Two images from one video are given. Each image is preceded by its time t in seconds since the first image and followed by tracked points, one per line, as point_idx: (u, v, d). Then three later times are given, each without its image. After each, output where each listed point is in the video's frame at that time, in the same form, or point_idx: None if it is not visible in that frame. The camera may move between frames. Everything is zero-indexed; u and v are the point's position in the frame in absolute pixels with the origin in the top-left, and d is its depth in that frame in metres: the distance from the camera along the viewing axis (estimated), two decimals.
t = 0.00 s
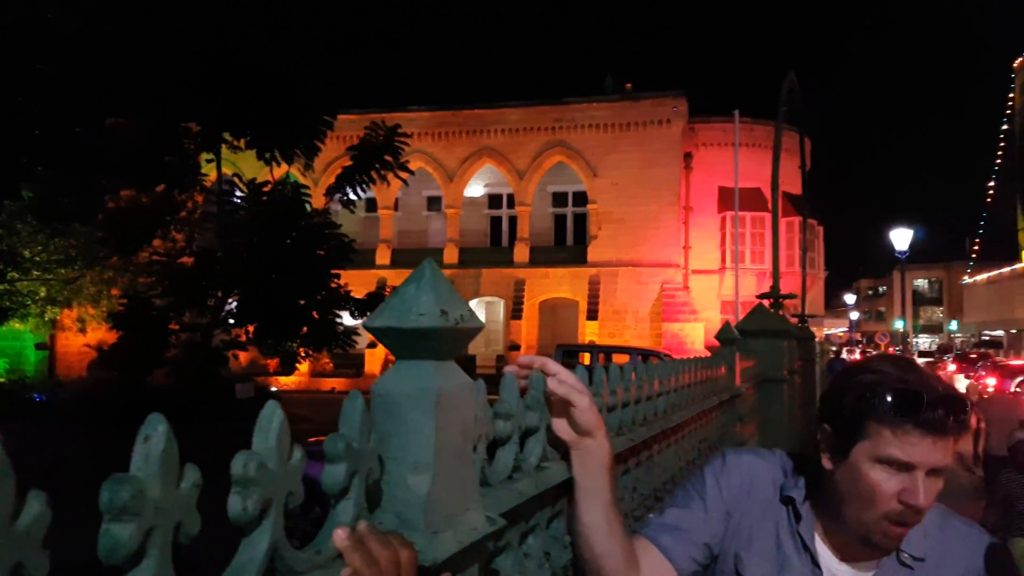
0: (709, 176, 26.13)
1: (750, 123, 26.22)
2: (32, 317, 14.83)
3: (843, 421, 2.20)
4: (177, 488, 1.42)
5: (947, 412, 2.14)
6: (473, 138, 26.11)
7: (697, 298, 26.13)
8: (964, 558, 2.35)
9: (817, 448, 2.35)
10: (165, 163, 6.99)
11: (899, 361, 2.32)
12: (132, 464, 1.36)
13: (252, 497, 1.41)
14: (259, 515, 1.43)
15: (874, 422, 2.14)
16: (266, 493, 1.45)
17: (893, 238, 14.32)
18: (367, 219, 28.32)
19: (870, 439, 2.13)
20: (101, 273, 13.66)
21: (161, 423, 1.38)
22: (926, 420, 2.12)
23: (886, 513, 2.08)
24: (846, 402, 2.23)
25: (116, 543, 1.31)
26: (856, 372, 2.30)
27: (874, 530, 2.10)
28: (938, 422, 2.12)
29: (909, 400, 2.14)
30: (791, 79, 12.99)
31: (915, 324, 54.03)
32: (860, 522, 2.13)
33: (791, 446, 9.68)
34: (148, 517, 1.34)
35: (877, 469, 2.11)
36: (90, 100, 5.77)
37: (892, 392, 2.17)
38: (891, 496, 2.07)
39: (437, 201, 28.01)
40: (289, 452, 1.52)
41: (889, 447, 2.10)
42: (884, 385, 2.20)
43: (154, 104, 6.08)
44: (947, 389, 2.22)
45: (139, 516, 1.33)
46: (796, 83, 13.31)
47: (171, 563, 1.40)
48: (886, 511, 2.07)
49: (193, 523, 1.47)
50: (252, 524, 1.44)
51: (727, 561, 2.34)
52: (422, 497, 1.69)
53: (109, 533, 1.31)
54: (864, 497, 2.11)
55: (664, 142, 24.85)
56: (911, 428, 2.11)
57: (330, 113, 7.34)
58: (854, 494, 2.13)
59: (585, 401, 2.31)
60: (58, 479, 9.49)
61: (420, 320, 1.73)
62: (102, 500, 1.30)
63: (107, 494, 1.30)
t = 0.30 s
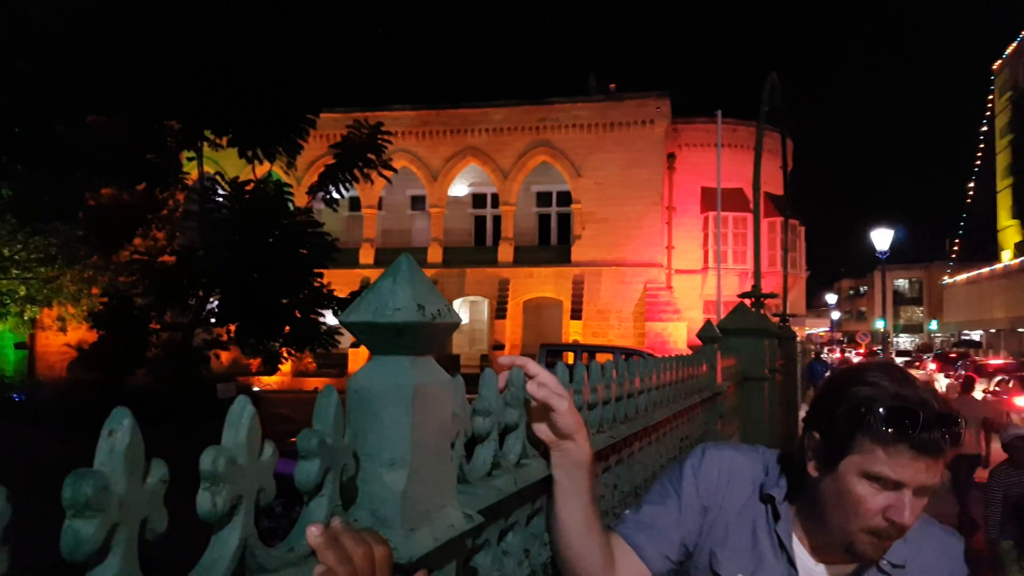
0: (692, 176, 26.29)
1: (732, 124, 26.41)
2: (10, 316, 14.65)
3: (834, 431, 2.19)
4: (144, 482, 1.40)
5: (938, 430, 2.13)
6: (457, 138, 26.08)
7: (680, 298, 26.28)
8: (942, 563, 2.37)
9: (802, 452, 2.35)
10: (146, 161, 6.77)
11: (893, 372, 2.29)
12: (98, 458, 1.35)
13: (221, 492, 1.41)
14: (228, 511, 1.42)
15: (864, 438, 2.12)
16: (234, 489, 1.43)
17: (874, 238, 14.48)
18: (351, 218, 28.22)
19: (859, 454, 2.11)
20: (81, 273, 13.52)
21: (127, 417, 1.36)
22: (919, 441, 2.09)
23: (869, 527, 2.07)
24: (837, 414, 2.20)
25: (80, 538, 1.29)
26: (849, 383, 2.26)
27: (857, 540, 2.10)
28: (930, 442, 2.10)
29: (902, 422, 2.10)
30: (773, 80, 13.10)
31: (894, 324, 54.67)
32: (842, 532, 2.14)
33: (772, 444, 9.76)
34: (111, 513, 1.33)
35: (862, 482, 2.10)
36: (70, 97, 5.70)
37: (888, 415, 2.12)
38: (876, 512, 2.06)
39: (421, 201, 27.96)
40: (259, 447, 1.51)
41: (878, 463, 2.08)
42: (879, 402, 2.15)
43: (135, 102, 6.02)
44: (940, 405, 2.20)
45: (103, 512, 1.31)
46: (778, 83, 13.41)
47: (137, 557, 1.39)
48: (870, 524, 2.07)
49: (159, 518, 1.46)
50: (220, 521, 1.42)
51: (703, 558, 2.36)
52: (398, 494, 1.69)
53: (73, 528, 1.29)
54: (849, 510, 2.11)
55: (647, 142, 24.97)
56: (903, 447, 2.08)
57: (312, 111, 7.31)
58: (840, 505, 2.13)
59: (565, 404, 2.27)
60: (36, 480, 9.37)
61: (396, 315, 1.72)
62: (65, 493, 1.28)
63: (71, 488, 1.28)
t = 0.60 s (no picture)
0: (675, 177, 26.50)
1: (714, 126, 26.65)
2: None
3: (818, 435, 2.22)
4: (125, 482, 1.36)
5: (922, 435, 2.17)
6: (442, 138, 26.11)
7: (663, 298, 26.48)
8: (917, 561, 2.45)
9: (785, 452, 2.39)
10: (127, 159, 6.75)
11: (878, 376, 2.32)
12: (80, 458, 1.31)
13: (207, 491, 1.40)
14: (213, 511, 1.41)
15: (850, 443, 2.15)
16: (219, 488, 1.43)
17: (853, 239, 14.71)
18: (335, 218, 28.14)
19: (843, 458, 2.15)
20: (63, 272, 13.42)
21: (110, 415, 1.32)
22: (904, 448, 2.12)
23: (851, 530, 2.13)
24: (823, 418, 2.23)
25: (62, 539, 1.25)
26: (836, 388, 2.29)
27: (840, 541, 2.15)
28: (914, 450, 2.13)
29: (887, 426, 2.14)
30: (755, 83, 13.26)
31: (875, 324, 55.39)
32: (824, 531, 2.20)
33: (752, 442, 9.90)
34: (93, 512, 1.29)
35: (844, 486, 2.14)
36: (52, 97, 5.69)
37: (872, 420, 2.15)
38: (858, 514, 2.12)
39: (406, 200, 27.95)
40: (244, 446, 1.51)
41: (860, 468, 2.12)
42: (863, 409, 2.19)
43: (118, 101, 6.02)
44: (924, 411, 2.24)
45: (87, 511, 1.28)
46: (760, 87, 13.58)
47: (121, 560, 1.35)
48: (852, 528, 2.12)
49: (143, 518, 1.40)
50: (205, 520, 1.41)
51: (686, 555, 2.42)
52: (383, 491, 1.76)
53: (55, 527, 1.25)
54: (832, 513, 2.16)
55: (631, 143, 25.14)
56: (887, 453, 2.11)
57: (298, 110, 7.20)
58: (822, 508, 2.18)
59: (549, 405, 2.33)
60: (19, 481, 9.31)
61: (381, 314, 1.79)
62: (47, 493, 1.24)
63: (52, 488, 1.24)
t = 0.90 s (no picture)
0: (654, 178, 26.68)
1: (693, 128, 26.88)
2: None
3: (787, 430, 2.24)
4: (101, 479, 1.33)
5: (887, 430, 2.19)
6: (423, 136, 26.04)
7: (642, 297, 26.64)
8: (891, 552, 2.47)
9: (758, 447, 2.42)
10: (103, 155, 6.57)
11: (848, 371, 2.34)
12: (53, 453, 1.28)
13: (183, 488, 1.38)
14: (191, 506, 1.40)
15: (816, 438, 2.17)
16: (195, 484, 1.41)
17: (829, 240, 14.92)
18: (315, 216, 27.93)
19: (809, 453, 2.17)
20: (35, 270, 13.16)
21: (84, 411, 1.29)
22: (868, 444, 2.15)
23: (817, 521, 2.16)
24: (792, 413, 2.25)
25: (36, 535, 1.23)
26: (805, 382, 2.30)
27: (807, 532, 2.19)
28: (879, 445, 2.16)
29: (853, 421, 2.16)
30: (733, 85, 13.40)
31: (850, 324, 56.16)
32: (794, 524, 2.23)
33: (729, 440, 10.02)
34: (66, 509, 1.26)
35: (811, 480, 2.17)
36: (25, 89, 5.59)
37: (838, 415, 2.17)
38: (823, 506, 2.15)
39: (386, 199, 27.83)
40: (222, 442, 1.49)
41: (826, 463, 2.14)
42: (831, 403, 2.20)
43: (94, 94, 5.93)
44: (891, 405, 2.26)
45: (61, 507, 1.25)
46: (738, 90, 13.71)
47: (97, 556, 1.33)
48: (817, 518, 2.16)
49: (119, 514, 1.39)
50: (182, 515, 1.39)
51: (661, 547, 2.44)
52: (365, 488, 1.74)
53: (28, 524, 1.23)
54: (800, 505, 2.19)
55: (611, 144, 25.27)
56: (852, 449, 2.13)
57: (276, 106, 7.23)
58: (791, 501, 2.21)
59: (530, 403, 2.33)
60: None
61: (363, 308, 1.77)
62: (19, 489, 1.22)
63: (25, 484, 1.22)
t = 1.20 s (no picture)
0: (628, 178, 26.84)
1: (666, 129, 27.11)
2: None
3: (761, 423, 2.26)
4: (57, 470, 1.30)
5: (861, 425, 2.22)
6: (397, 134, 25.90)
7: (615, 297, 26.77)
8: (866, 549, 2.46)
9: (731, 441, 2.43)
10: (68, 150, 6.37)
11: (823, 367, 2.38)
12: (7, 444, 1.25)
13: (144, 480, 1.36)
14: (152, 499, 1.37)
15: (791, 432, 2.19)
16: (157, 475, 1.38)
17: (798, 240, 15.13)
18: (286, 213, 27.62)
19: (784, 447, 2.19)
20: None
21: (40, 399, 1.26)
22: (843, 439, 2.17)
23: (789, 515, 2.16)
24: (768, 407, 2.27)
25: None
26: (780, 377, 2.33)
27: (779, 527, 2.19)
28: (853, 440, 2.18)
29: (827, 416, 2.19)
30: (705, 87, 13.53)
31: (818, 323, 57.06)
32: (766, 518, 2.23)
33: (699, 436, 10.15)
34: (23, 503, 1.23)
35: (786, 474, 2.18)
36: None
37: (812, 410, 2.20)
38: (797, 501, 2.16)
39: (360, 197, 27.62)
40: (185, 432, 1.46)
41: (801, 457, 2.16)
42: (806, 398, 2.23)
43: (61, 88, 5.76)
44: (865, 401, 2.29)
45: (15, 497, 1.22)
46: (710, 91, 13.85)
47: (51, 550, 1.29)
48: (792, 512, 2.16)
49: (77, 507, 1.35)
50: (142, 509, 1.36)
51: (632, 541, 2.43)
52: (336, 483, 1.72)
53: None
54: (773, 498, 2.19)
55: (585, 144, 25.40)
56: (827, 444, 2.16)
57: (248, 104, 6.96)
58: (764, 494, 2.21)
59: (503, 397, 2.33)
60: None
61: (333, 299, 1.76)
62: None
63: None
